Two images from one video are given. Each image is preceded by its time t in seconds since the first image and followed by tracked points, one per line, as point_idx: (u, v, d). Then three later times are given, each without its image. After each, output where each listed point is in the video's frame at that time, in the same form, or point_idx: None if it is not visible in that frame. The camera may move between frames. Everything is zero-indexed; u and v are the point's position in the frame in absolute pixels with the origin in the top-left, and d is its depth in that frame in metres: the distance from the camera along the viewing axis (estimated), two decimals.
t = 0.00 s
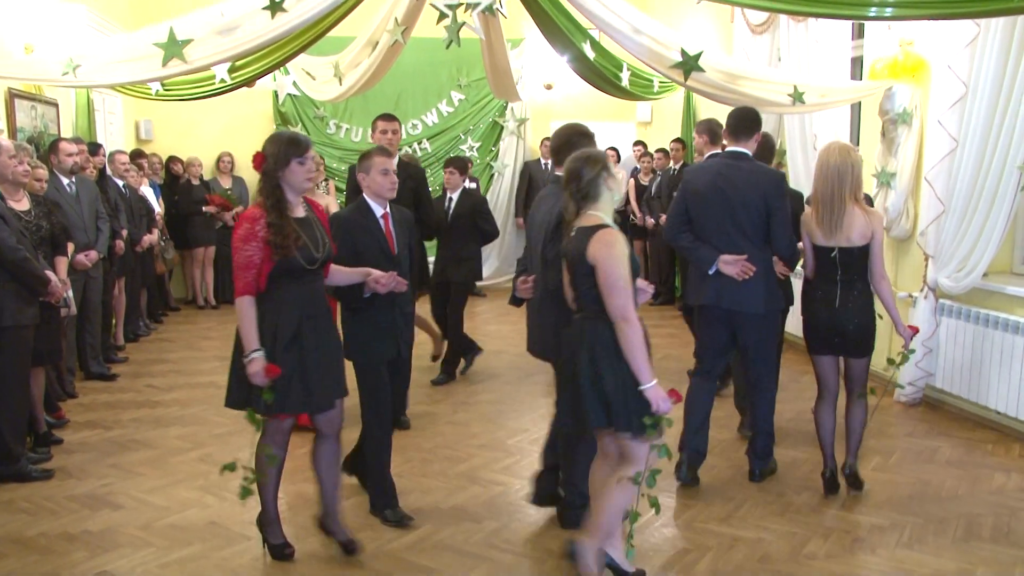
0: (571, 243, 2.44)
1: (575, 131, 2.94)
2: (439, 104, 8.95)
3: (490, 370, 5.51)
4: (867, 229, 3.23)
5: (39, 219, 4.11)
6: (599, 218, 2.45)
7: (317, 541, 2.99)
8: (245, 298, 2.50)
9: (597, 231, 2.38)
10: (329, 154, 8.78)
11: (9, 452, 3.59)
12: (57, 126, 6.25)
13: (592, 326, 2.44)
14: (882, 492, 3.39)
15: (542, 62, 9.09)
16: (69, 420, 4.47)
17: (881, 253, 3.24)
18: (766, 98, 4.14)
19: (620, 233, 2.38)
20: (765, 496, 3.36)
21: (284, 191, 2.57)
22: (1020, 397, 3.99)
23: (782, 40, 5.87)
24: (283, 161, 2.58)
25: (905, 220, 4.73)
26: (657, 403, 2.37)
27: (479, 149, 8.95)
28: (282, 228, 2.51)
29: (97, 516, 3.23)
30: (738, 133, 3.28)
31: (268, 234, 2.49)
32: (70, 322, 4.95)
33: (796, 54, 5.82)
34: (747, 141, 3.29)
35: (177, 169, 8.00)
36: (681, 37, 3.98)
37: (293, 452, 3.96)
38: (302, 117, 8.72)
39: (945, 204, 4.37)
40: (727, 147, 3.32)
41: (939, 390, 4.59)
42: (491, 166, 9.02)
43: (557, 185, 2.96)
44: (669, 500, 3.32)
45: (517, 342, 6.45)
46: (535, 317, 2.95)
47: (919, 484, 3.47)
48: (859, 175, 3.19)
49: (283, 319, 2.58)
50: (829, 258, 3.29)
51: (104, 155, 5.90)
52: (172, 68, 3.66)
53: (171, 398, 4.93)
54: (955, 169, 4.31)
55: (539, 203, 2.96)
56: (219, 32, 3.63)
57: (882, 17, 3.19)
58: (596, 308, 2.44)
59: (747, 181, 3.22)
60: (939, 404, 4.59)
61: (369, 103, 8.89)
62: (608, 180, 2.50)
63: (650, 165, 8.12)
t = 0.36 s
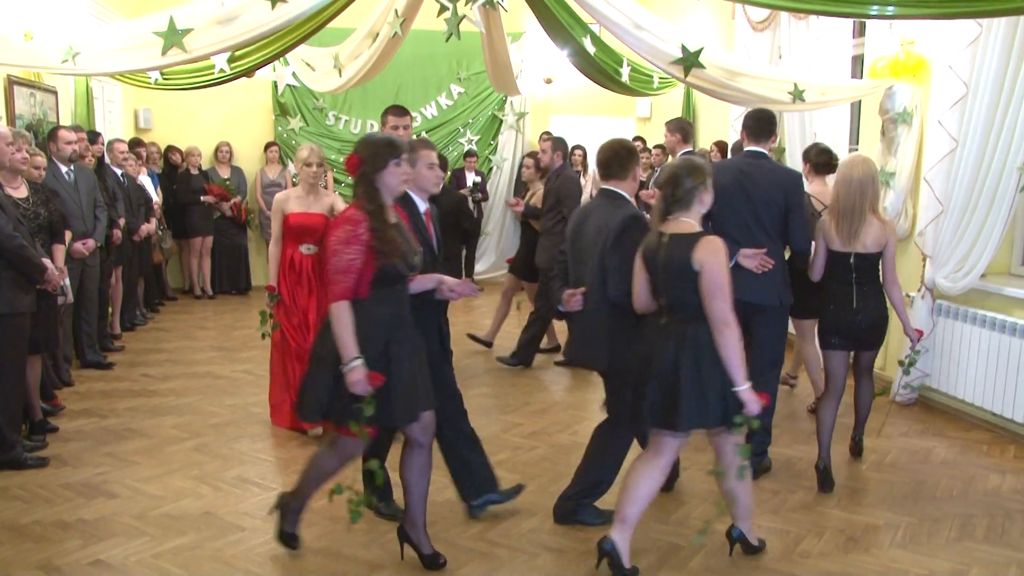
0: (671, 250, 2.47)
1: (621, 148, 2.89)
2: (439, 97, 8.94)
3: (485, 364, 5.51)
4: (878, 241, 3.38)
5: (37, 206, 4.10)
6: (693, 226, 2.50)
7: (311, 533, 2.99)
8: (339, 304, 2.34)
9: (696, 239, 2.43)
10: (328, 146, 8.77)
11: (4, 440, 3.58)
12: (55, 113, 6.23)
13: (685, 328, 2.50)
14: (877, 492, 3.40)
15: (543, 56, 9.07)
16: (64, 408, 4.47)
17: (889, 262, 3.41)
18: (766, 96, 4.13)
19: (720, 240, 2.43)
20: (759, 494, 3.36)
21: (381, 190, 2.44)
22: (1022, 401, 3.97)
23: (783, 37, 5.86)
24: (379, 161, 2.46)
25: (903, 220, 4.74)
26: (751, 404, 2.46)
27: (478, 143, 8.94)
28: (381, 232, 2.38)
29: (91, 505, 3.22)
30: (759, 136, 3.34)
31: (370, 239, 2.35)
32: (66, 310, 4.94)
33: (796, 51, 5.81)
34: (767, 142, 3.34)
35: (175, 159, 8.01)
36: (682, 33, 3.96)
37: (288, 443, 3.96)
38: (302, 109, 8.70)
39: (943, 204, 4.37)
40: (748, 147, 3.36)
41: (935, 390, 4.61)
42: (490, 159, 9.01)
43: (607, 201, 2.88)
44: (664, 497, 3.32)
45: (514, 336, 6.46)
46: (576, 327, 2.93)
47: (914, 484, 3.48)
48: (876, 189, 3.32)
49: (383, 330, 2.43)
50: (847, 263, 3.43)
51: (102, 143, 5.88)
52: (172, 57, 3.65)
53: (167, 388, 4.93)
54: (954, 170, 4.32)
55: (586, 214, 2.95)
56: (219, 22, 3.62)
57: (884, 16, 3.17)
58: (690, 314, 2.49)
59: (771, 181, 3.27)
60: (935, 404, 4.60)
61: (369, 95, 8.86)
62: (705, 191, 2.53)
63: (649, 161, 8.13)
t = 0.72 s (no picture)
0: (756, 232, 2.68)
1: (658, 128, 3.05)
2: (438, 94, 8.93)
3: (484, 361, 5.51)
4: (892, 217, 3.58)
5: (35, 205, 4.09)
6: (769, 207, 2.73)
7: (311, 532, 2.98)
8: (455, 302, 2.27)
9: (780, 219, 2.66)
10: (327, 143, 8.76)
11: (3, 440, 3.58)
12: (53, 111, 6.21)
13: (775, 301, 2.73)
14: (877, 488, 3.39)
15: (542, 52, 9.06)
16: (63, 407, 4.46)
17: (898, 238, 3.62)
18: (766, 92, 4.12)
19: (801, 218, 2.68)
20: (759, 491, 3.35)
21: (480, 180, 2.38)
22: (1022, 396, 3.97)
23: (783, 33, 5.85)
24: (476, 153, 2.40)
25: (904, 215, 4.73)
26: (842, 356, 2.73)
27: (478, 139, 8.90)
28: (490, 227, 2.34)
29: (90, 505, 3.21)
30: (749, 128, 3.66)
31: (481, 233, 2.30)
32: (66, 309, 4.93)
33: (797, 47, 5.80)
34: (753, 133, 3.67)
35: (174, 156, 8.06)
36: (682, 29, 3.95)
37: (287, 441, 3.95)
38: (300, 106, 8.67)
39: (945, 199, 4.36)
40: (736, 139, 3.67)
41: (935, 386, 4.60)
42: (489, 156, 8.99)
43: (652, 178, 3.10)
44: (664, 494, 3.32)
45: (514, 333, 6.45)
46: (632, 298, 3.14)
47: (915, 481, 3.47)
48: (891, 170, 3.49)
49: (494, 329, 2.42)
50: (860, 241, 3.62)
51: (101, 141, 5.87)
52: (170, 54, 3.64)
53: (167, 387, 4.92)
54: (955, 165, 4.31)
55: (631, 194, 3.15)
56: (217, 19, 3.60)
57: (884, 11, 3.12)
58: (774, 287, 2.73)
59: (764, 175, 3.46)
60: (936, 400, 4.59)
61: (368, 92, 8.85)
62: (779, 175, 2.74)
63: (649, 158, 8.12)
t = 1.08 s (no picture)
0: (797, 232, 2.97)
1: (691, 129, 3.17)
2: (431, 93, 8.91)
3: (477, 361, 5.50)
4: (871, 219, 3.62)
5: (24, 204, 4.07)
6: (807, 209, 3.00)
7: (303, 533, 2.97)
8: (584, 304, 2.27)
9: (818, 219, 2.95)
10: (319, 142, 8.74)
11: None
12: (43, 109, 6.17)
13: (813, 299, 3.04)
14: (869, 488, 3.40)
15: (535, 51, 9.05)
16: (53, 408, 4.43)
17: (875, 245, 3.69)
18: (760, 92, 4.11)
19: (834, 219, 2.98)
20: (752, 491, 3.36)
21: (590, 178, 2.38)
22: (1014, 396, 3.98)
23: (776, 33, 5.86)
24: (583, 150, 2.39)
25: (895, 215, 4.75)
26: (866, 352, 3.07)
27: (471, 138, 8.89)
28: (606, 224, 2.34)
29: (81, 506, 3.20)
30: (748, 131, 3.81)
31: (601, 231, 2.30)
32: (55, 309, 4.90)
33: (790, 47, 5.81)
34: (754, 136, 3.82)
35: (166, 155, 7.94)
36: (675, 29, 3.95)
37: (279, 442, 3.94)
38: (293, 105, 8.65)
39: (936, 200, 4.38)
40: (737, 142, 3.84)
41: (927, 386, 4.62)
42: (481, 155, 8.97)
43: (686, 178, 3.20)
44: (661, 496, 3.31)
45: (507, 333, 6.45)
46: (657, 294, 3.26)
47: (908, 480, 3.48)
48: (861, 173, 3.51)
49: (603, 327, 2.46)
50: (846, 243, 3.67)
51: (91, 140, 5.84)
52: (161, 53, 3.62)
53: (158, 387, 4.90)
54: (946, 166, 4.32)
55: (664, 191, 3.25)
56: (209, 18, 3.59)
57: (876, 11, 3.04)
58: (810, 285, 3.04)
59: (757, 176, 3.77)
60: (928, 400, 4.60)
61: (360, 91, 8.83)
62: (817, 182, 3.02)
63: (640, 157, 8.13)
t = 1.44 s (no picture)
0: (819, 229, 3.14)
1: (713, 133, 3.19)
2: (414, 94, 8.88)
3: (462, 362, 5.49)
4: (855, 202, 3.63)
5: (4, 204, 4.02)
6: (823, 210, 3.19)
7: (286, 537, 2.95)
8: (677, 307, 2.34)
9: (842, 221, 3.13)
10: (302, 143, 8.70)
11: None
12: (23, 108, 6.11)
13: (829, 294, 3.23)
14: (852, 490, 3.41)
15: (518, 53, 9.05)
16: (32, 410, 4.39)
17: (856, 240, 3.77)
18: (744, 93, 4.12)
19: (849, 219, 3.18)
20: (736, 493, 3.36)
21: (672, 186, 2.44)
22: (996, 397, 4.01)
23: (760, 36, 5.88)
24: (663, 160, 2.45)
25: (878, 218, 4.77)
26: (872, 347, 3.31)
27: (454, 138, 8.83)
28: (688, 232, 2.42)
29: (60, 510, 3.16)
30: (750, 133, 3.85)
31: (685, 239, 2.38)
32: (35, 309, 4.85)
33: (773, 49, 5.83)
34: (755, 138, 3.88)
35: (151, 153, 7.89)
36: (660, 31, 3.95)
37: (262, 444, 3.92)
38: (276, 105, 8.59)
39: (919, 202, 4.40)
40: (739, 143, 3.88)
41: (910, 387, 4.65)
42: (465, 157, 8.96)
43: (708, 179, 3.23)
44: (647, 499, 3.31)
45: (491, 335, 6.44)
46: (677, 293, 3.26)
47: (891, 482, 3.50)
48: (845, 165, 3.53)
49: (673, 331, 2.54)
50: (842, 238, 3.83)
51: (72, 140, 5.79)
52: (144, 52, 3.58)
53: (139, 388, 4.86)
54: (929, 169, 4.35)
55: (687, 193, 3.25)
56: (192, 17, 3.56)
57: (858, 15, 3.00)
58: (825, 281, 3.23)
59: (761, 176, 3.83)
60: (910, 402, 4.64)
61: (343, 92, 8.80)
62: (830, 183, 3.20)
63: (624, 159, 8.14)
